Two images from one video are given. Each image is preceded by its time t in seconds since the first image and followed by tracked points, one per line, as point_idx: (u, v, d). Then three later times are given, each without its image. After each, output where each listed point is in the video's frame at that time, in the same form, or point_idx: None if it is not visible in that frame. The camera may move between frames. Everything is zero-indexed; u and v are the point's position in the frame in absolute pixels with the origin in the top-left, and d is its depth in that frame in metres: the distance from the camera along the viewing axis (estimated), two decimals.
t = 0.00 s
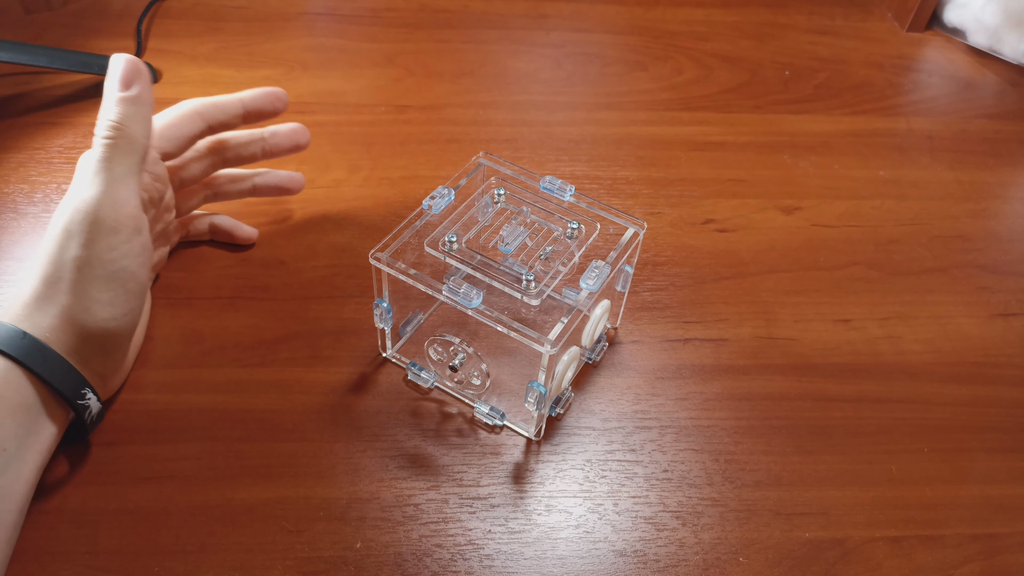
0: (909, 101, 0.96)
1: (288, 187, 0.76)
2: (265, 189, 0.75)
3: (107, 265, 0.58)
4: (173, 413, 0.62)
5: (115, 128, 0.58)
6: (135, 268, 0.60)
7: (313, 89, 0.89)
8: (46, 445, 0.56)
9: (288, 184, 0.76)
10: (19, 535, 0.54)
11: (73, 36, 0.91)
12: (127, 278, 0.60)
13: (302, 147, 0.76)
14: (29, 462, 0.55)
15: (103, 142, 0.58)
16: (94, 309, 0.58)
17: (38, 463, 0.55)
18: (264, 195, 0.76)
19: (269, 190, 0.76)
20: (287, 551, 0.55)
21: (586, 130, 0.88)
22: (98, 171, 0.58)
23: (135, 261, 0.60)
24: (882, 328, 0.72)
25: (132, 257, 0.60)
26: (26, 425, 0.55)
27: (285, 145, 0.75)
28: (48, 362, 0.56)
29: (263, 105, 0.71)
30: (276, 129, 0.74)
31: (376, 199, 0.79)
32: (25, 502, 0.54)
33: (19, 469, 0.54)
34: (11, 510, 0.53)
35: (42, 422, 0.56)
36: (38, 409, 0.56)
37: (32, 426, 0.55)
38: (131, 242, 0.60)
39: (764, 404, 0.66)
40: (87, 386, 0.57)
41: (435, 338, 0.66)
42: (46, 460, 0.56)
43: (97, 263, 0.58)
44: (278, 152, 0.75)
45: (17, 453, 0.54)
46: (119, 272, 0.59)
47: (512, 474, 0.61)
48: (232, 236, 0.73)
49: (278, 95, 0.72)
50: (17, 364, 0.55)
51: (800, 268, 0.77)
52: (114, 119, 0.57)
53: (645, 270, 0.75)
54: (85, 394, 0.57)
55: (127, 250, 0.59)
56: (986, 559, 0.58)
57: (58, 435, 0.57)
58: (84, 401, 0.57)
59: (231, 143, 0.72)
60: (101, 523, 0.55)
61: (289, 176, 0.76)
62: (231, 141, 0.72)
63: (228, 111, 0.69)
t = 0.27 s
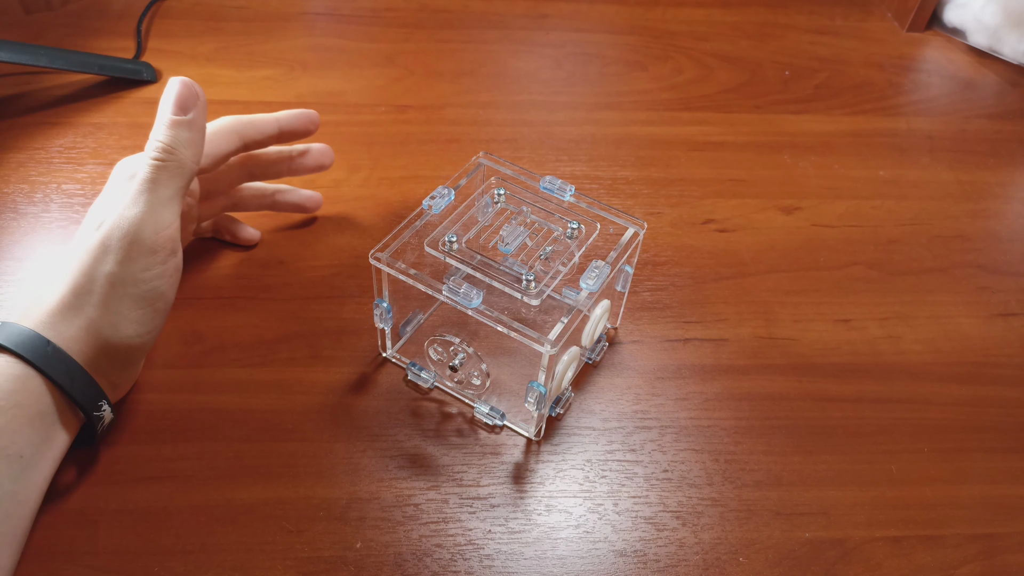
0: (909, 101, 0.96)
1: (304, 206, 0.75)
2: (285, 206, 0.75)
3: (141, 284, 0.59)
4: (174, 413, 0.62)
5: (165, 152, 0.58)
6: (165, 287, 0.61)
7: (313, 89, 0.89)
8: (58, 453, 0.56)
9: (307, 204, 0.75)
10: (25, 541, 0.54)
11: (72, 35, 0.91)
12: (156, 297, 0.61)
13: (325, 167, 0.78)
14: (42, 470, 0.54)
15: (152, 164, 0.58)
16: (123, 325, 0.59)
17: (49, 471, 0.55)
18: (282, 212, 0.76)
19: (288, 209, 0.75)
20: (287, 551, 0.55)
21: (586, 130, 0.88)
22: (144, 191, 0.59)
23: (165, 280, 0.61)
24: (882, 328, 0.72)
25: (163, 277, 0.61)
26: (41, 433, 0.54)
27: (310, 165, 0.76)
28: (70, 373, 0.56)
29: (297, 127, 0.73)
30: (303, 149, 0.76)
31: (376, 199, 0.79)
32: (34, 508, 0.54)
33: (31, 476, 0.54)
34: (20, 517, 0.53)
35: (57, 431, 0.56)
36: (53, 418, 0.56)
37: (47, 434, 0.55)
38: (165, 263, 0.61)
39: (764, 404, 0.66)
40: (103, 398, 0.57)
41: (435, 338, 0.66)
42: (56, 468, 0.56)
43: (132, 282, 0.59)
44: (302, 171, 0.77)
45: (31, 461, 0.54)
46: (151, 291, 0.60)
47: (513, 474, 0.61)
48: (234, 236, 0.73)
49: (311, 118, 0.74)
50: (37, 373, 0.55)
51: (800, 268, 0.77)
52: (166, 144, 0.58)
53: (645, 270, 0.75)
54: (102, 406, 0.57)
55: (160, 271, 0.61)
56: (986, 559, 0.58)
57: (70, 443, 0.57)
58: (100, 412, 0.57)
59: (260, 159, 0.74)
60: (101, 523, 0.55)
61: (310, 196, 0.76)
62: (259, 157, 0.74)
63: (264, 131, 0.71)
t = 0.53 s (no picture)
0: (909, 101, 0.96)
1: (307, 212, 0.75)
2: (288, 209, 0.75)
3: (143, 286, 0.59)
4: (174, 413, 0.62)
5: (170, 154, 0.58)
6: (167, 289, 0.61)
7: (313, 89, 0.89)
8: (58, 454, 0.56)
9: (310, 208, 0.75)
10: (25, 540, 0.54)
11: (72, 35, 0.91)
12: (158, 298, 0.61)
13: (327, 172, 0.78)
14: (43, 471, 0.54)
15: (157, 166, 0.58)
16: (126, 326, 0.59)
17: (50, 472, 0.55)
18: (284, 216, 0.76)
19: (291, 212, 0.75)
20: (287, 551, 0.55)
21: (586, 130, 0.88)
22: (148, 194, 0.59)
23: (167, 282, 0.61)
24: (882, 328, 0.72)
25: (165, 278, 0.61)
26: (42, 433, 0.54)
27: (314, 168, 0.77)
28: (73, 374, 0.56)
29: (299, 128, 0.74)
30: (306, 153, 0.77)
31: (376, 199, 0.79)
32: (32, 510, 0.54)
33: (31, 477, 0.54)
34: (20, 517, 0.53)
35: (58, 432, 0.56)
36: (54, 418, 0.56)
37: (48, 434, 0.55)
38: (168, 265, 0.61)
39: (764, 404, 0.66)
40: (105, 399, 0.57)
41: (435, 338, 0.66)
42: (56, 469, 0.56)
43: (135, 283, 0.59)
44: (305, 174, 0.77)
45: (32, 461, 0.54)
46: (153, 293, 0.60)
47: (513, 474, 0.61)
48: (233, 235, 0.73)
49: (313, 118, 0.75)
50: (39, 374, 0.55)
51: (800, 268, 0.77)
52: (171, 146, 0.58)
53: (645, 270, 0.75)
54: (103, 407, 0.57)
55: (163, 272, 0.60)
56: (986, 559, 0.58)
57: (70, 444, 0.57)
58: (100, 413, 0.57)
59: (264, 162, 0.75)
60: (101, 523, 0.55)
61: (312, 201, 0.75)
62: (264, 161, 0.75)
63: (265, 131, 0.72)
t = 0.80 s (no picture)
0: (909, 101, 0.96)
1: (294, 183, 0.75)
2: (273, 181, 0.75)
3: (107, 270, 0.59)
4: (174, 413, 0.62)
5: (117, 131, 0.58)
6: (135, 272, 0.61)
7: (313, 89, 0.89)
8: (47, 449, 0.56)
9: (298, 180, 0.75)
10: (19, 535, 0.54)
11: (73, 36, 0.91)
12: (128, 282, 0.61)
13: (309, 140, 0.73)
14: (31, 466, 0.55)
15: (105, 146, 0.58)
16: (96, 312, 0.59)
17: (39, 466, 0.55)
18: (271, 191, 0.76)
19: (277, 185, 0.75)
20: (288, 551, 0.55)
21: (586, 130, 0.88)
22: (99, 176, 0.58)
23: (134, 264, 0.61)
24: (882, 329, 0.72)
25: (131, 260, 0.61)
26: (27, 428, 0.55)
27: (292, 137, 0.72)
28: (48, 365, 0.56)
29: (265, 96, 0.70)
30: (283, 122, 0.72)
31: (376, 199, 0.79)
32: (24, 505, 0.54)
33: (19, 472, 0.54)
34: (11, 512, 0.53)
35: (45, 426, 0.56)
36: (40, 412, 0.56)
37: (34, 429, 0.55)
38: (131, 247, 0.61)
39: (764, 404, 0.66)
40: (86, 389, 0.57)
41: (435, 338, 0.66)
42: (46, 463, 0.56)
43: (95, 268, 0.59)
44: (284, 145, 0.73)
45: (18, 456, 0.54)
46: (120, 277, 0.60)
47: (512, 474, 0.61)
48: (229, 227, 0.74)
49: (282, 87, 0.71)
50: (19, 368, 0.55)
51: (800, 268, 0.77)
52: (117, 124, 0.58)
53: (645, 270, 0.75)
54: (86, 398, 0.57)
55: (127, 254, 0.60)
56: (986, 559, 0.58)
57: (59, 438, 0.57)
58: (85, 404, 0.57)
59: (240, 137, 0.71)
60: (101, 523, 0.55)
61: (299, 172, 0.75)
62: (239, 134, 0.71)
63: (225, 100, 0.69)
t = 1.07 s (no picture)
0: (909, 101, 0.96)
1: (253, 151, 0.73)
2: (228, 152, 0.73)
3: (28, 230, 0.53)
4: (174, 413, 0.62)
5: None
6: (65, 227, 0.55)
7: (313, 89, 0.89)
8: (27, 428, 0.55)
9: (252, 144, 0.73)
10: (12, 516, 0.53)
11: (73, 36, 0.91)
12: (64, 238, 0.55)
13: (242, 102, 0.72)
14: (11, 445, 0.53)
15: None
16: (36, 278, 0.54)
17: (22, 447, 0.54)
18: (229, 163, 0.74)
19: (234, 154, 0.73)
20: (288, 551, 0.55)
21: (586, 130, 0.88)
22: None
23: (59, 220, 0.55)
24: (882, 329, 0.72)
25: (54, 215, 0.54)
26: None
27: (223, 100, 0.71)
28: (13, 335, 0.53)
29: (174, 57, 0.67)
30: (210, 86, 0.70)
31: (376, 199, 0.79)
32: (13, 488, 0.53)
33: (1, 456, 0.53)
34: None
35: (22, 403, 0.55)
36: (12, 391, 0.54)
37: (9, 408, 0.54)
38: (45, 200, 0.54)
39: (764, 404, 0.66)
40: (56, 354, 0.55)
41: (435, 338, 0.66)
42: (31, 442, 0.55)
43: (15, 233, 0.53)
44: (218, 109, 0.71)
45: None
46: (43, 235, 0.54)
47: (512, 474, 0.61)
48: (212, 211, 0.73)
49: (189, 44, 0.68)
50: None
51: (800, 268, 0.77)
52: None
53: (645, 270, 0.75)
54: (58, 363, 0.55)
55: (46, 209, 0.54)
56: (986, 559, 0.58)
57: (41, 414, 0.56)
58: (57, 369, 0.55)
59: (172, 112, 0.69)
60: (101, 523, 0.55)
61: (250, 137, 0.73)
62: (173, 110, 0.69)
63: (136, 73, 0.65)
